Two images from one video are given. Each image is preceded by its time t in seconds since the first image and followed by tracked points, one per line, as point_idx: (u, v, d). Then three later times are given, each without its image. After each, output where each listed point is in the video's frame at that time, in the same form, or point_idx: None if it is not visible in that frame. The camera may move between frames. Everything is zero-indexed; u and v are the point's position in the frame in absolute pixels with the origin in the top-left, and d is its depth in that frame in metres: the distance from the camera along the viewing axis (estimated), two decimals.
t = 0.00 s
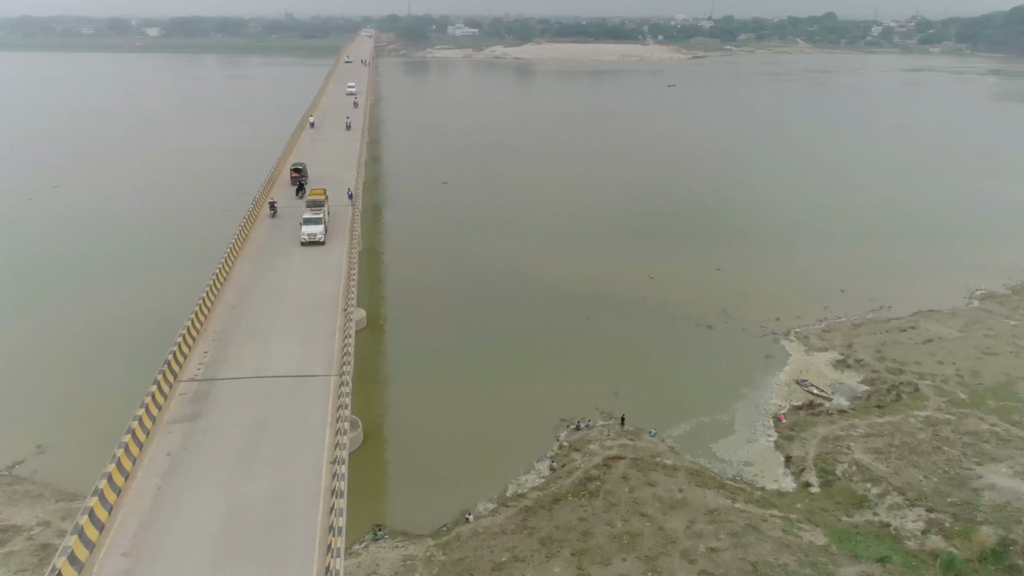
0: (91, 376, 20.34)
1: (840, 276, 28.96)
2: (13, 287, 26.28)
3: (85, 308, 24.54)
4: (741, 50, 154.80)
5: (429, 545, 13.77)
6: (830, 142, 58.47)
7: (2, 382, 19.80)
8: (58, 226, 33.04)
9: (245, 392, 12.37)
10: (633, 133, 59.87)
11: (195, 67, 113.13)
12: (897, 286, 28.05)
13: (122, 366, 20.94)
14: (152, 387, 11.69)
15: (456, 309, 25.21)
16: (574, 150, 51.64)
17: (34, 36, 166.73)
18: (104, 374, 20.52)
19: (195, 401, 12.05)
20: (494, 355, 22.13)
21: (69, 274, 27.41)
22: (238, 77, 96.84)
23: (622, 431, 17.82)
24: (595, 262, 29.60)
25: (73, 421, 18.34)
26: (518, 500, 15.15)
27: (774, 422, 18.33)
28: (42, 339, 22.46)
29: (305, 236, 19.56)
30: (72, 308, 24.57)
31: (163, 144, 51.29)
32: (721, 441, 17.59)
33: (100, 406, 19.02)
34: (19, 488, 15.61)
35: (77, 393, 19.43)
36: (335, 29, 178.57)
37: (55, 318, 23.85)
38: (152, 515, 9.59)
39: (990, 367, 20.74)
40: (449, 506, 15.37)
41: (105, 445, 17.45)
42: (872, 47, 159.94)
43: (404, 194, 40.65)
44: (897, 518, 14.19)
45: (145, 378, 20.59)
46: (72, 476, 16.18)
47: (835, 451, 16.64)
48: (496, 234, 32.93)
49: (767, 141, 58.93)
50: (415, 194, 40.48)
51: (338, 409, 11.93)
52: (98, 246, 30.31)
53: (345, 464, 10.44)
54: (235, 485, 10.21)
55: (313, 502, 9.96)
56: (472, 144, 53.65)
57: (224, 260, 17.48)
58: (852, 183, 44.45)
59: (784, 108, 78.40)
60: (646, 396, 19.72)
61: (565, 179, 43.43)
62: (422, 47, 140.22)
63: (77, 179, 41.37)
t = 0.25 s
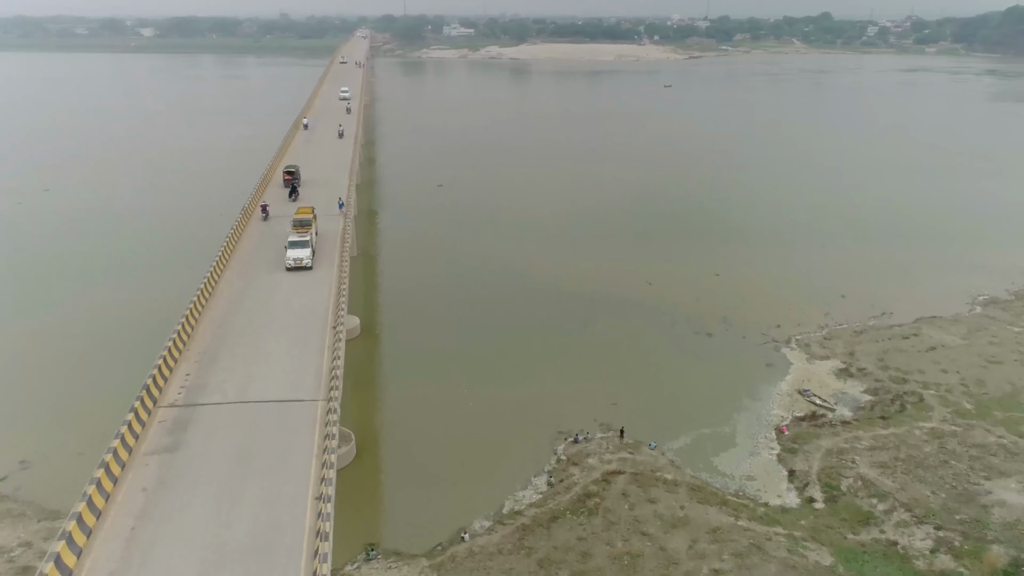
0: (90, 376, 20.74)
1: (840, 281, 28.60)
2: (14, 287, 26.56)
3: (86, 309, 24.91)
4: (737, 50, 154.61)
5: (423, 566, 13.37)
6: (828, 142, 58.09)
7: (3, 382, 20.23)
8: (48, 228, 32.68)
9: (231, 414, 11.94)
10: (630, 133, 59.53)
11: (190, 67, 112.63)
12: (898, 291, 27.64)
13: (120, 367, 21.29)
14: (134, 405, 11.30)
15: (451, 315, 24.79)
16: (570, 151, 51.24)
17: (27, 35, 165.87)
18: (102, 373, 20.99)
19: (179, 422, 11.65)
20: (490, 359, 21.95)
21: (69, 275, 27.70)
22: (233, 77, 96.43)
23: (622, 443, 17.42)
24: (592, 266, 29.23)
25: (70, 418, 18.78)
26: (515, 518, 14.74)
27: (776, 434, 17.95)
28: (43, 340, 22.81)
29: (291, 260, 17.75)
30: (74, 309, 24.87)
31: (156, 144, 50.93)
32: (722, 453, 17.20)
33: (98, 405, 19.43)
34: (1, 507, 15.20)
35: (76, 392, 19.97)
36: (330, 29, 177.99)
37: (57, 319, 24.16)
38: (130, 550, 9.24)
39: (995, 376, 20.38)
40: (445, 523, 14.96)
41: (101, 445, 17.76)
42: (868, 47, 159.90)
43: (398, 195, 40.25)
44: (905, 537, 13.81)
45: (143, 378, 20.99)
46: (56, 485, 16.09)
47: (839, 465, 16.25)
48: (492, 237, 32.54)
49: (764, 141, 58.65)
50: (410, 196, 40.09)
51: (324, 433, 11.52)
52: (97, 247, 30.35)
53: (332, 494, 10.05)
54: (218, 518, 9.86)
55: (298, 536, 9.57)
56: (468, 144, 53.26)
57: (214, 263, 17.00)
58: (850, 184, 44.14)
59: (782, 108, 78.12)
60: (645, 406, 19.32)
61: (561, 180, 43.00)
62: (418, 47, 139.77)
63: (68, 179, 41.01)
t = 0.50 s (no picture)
0: (89, 376, 20.46)
1: (842, 284, 28.21)
2: (14, 287, 26.12)
3: (88, 308, 24.55)
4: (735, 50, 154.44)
5: None
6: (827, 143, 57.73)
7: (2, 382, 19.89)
8: (40, 229, 32.27)
9: (217, 441, 11.52)
10: (628, 134, 59.22)
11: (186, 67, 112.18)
12: (902, 295, 27.24)
13: (121, 367, 20.98)
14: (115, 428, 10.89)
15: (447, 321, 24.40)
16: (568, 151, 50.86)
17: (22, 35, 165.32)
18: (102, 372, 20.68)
19: (163, 446, 11.28)
20: (488, 363, 21.78)
21: (70, 274, 27.33)
22: (229, 78, 96.09)
23: (622, 457, 17.02)
24: (590, 269, 28.86)
25: (70, 420, 18.49)
26: (513, 536, 14.34)
27: (780, 447, 17.56)
28: (43, 340, 22.40)
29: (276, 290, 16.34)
30: (74, 309, 24.48)
31: (151, 145, 50.53)
32: (725, 467, 16.81)
33: (98, 405, 19.19)
34: None
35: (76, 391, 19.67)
36: (327, 29, 177.52)
37: (57, 318, 23.77)
38: None
39: (1002, 385, 20.01)
40: (440, 541, 14.57)
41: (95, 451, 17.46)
42: (865, 47, 159.83)
43: (395, 197, 39.89)
44: (915, 556, 13.43)
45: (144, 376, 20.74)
46: (54, 492, 15.83)
47: (845, 480, 15.86)
48: (489, 240, 32.16)
49: (762, 141, 58.35)
50: (406, 198, 39.72)
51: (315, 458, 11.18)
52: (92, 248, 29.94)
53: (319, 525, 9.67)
54: (205, 549, 9.50)
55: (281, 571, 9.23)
56: (465, 145, 52.92)
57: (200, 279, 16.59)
58: (849, 184, 43.85)
59: (780, 108, 77.87)
60: (645, 417, 18.93)
61: (558, 182, 42.49)
62: (414, 47, 139.41)
63: (62, 180, 40.62)
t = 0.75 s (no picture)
0: (89, 375, 20.10)
1: (845, 287, 27.81)
2: (13, 287, 25.71)
3: (87, 307, 24.21)
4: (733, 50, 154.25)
5: None
6: (827, 144, 57.30)
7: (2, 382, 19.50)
8: (34, 229, 31.86)
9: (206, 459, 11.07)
10: (627, 134, 58.90)
11: (183, 68, 111.76)
12: (906, 300, 26.77)
13: (121, 365, 20.61)
14: (94, 451, 10.38)
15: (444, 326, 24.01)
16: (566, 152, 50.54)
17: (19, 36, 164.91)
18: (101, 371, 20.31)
19: (148, 463, 10.89)
20: (486, 371, 21.40)
21: (70, 274, 26.92)
22: (226, 78, 95.70)
23: (623, 471, 16.60)
24: (589, 272, 28.50)
25: (71, 420, 18.10)
26: (513, 557, 13.93)
27: (785, 460, 17.15)
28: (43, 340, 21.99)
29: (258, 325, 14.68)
30: (71, 308, 24.12)
31: (147, 145, 50.14)
32: (729, 482, 16.39)
33: (100, 403, 18.86)
34: None
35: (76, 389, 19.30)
36: (324, 29, 177.15)
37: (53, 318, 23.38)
38: None
39: (1010, 396, 19.64)
40: (437, 561, 14.15)
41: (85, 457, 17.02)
42: (863, 47, 159.76)
43: (392, 198, 39.54)
44: None
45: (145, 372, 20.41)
46: (53, 495, 15.41)
47: (852, 497, 15.47)
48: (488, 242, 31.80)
49: (761, 142, 58.05)
50: (404, 199, 39.37)
51: (302, 475, 10.70)
52: (88, 248, 29.52)
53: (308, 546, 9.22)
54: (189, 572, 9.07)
55: None
56: (463, 145, 52.58)
57: (192, 286, 16.13)
58: (850, 185, 43.55)
59: (779, 108, 77.60)
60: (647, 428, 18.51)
61: (557, 182, 42.15)
62: (412, 47, 139.10)
63: (57, 180, 40.21)
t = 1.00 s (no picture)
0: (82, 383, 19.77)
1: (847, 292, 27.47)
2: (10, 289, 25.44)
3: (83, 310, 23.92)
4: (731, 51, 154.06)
5: None
6: (826, 145, 57.09)
7: None
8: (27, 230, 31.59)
9: (192, 489, 10.73)
10: (625, 135, 58.68)
11: (180, 68, 111.51)
12: (907, 306, 26.38)
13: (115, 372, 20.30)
14: (64, 488, 9.96)
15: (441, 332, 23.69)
16: (564, 153, 50.29)
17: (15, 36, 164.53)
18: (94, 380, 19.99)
19: (130, 489, 10.57)
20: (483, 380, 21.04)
21: (65, 276, 26.65)
22: (223, 79, 95.48)
23: (623, 485, 16.23)
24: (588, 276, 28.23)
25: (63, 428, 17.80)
26: None
27: (788, 474, 16.78)
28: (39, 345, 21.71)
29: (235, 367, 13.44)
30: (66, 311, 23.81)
31: (143, 146, 49.87)
32: (731, 496, 16.01)
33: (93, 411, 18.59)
34: None
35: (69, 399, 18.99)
36: (322, 30, 176.86)
37: (47, 322, 23.08)
38: None
39: (1016, 406, 19.27)
40: None
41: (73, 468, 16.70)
42: (861, 48, 159.70)
43: (388, 201, 39.27)
44: None
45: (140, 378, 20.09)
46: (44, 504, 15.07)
47: (857, 512, 15.11)
48: (485, 245, 31.51)
49: (760, 143, 57.85)
50: (400, 202, 39.13)
51: (289, 503, 10.36)
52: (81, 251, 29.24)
53: None
54: None
55: None
56: (460, 146, 52.33)
57: (176, 303, 15.70)
58: (849, 187, 43.32)
59: (778, 109, 77.40)
60: (647, 439, 18.13)
61: (555, 184, 41.89)
62: (410, 47, 138.87)
63: (51, 181, 39.95)
